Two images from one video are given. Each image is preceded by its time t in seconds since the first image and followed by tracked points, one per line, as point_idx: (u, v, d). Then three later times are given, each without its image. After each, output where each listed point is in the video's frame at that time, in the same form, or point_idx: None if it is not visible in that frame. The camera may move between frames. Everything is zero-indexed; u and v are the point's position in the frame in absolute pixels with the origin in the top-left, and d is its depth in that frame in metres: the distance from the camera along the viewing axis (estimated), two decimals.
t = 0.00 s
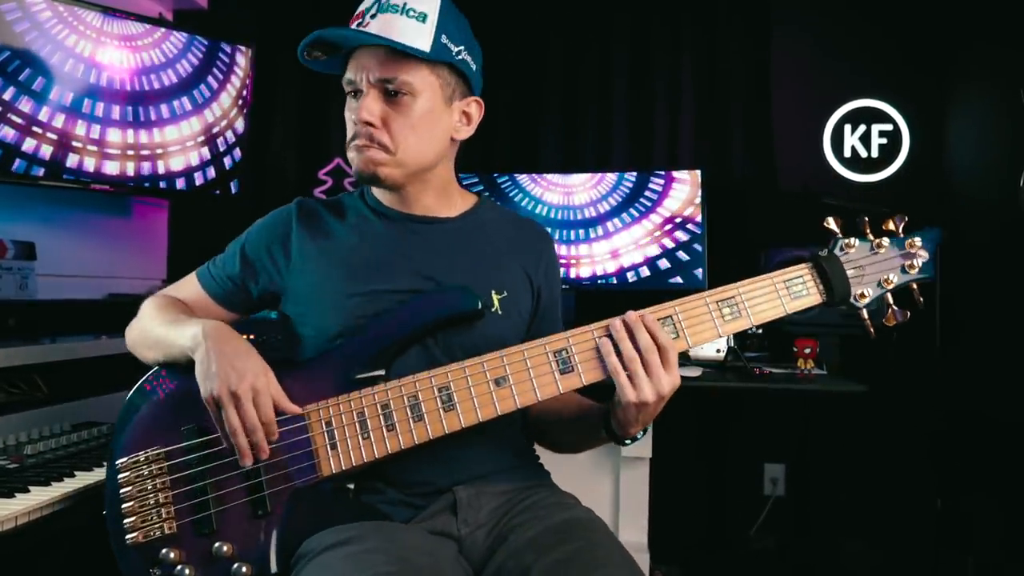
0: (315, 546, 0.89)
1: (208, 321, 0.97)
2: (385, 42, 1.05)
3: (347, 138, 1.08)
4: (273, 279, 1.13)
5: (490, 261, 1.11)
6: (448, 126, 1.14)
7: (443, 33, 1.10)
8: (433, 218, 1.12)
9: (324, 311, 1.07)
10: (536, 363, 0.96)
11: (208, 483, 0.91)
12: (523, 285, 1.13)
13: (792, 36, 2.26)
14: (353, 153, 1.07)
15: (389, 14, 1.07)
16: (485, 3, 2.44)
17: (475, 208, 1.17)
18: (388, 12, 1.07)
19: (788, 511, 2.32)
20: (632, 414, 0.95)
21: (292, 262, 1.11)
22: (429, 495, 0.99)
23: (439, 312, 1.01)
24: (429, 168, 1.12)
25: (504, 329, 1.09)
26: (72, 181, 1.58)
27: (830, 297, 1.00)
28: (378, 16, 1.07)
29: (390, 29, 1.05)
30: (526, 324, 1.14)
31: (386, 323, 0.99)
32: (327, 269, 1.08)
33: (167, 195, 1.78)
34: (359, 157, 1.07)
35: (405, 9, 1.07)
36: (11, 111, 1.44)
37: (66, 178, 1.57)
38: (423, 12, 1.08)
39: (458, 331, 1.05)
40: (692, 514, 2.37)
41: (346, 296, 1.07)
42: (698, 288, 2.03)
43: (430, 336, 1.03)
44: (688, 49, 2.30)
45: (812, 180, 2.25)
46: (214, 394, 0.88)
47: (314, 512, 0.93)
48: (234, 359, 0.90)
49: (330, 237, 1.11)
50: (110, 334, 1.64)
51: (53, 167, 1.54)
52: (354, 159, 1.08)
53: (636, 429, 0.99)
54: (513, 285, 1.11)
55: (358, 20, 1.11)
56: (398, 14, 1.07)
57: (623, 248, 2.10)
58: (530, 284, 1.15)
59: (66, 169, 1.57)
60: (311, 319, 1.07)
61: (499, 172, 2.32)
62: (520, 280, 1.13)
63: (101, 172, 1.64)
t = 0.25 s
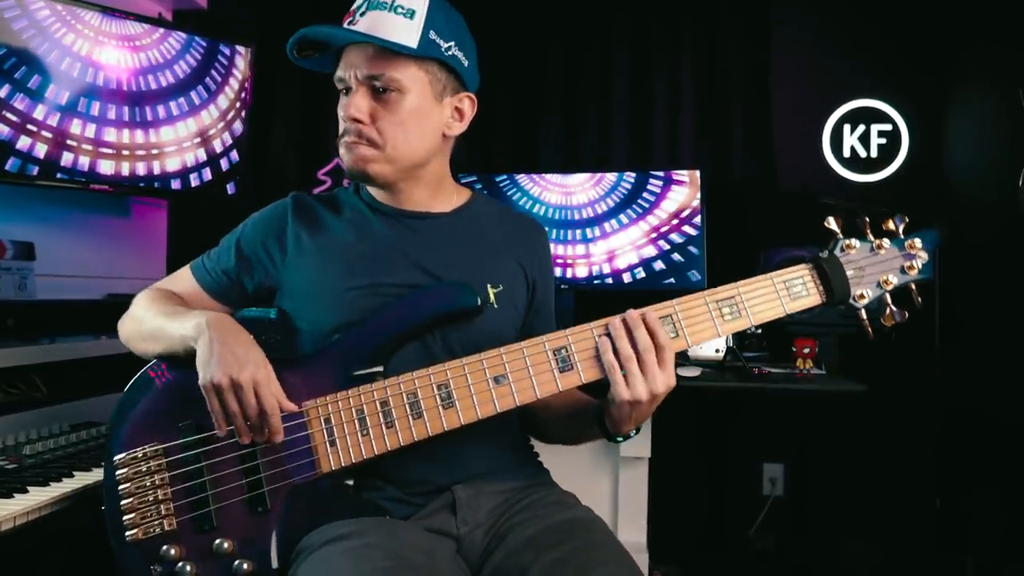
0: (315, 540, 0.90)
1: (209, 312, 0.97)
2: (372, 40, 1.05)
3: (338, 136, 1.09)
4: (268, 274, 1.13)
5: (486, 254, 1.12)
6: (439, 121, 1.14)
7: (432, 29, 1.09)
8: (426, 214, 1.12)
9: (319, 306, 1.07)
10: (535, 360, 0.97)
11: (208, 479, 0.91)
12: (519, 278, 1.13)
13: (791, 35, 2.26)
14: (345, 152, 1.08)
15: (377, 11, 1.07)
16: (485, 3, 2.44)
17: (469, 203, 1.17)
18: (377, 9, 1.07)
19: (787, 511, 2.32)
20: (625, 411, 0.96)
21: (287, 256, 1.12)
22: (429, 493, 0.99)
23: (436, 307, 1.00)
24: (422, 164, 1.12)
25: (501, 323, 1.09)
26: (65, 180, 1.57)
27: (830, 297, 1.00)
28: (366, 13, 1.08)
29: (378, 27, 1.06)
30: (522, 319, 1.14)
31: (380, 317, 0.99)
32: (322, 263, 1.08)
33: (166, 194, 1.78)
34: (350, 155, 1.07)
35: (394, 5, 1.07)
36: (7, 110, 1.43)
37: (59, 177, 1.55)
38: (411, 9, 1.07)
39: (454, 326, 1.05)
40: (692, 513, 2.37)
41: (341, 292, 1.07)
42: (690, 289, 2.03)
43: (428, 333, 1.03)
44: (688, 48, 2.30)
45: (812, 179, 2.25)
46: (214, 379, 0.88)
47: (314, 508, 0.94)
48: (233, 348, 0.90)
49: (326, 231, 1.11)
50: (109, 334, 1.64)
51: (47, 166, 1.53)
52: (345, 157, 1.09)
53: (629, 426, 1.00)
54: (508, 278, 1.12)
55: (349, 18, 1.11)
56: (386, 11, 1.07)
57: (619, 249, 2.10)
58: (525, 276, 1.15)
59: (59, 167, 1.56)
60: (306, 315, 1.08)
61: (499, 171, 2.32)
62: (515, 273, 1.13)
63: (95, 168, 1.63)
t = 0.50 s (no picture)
0: (312, 545, 0.90)
1: (201, 323, 0.98)
2: (372, 47, 1.04)
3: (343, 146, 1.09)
4: (264, 281, 1.13)
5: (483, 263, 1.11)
6: (439, 127, 1.13)
7: (432, 35, 1.08)
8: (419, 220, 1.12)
9: (316, 315, 1.07)
10: (529, 362, 0.97)
11: (203, 486, 0.91)
12: (516, 288, 1.13)
13: (791, 35, 2.26)
14: (352, 163, 1.08)
15: (376, 18, 1.06)
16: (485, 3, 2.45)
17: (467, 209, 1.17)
18: (376, 17, 1.06)
19: (788, 511, 2.32)
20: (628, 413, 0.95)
21: (284, 265, 1.12)
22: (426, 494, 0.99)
23: (431, 309, 1.00)
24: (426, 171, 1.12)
25: (498, 331, 1.09)
26: (61, 179, 1.56)
27: (821, 292, 1.01)
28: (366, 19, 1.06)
29: (378, 35, 1.04)
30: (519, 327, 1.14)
31: (373, 325, 0.99)
32: (319, 272, 1.08)
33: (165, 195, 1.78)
34: (358, 167, 1.07)
35: (393, 12, 1.06)
36: (3, 108, 1.43)
37: (54, 176, 1.54)
38: (411, 15, 1.06)
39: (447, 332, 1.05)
40: (693, 513, 2.38)
41: (339, 297, 1.07)
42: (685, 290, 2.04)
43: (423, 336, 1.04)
44: (688, 48, 2.30)
45: (812, 180, 2.25)
46: (196, 388, 0.89)
47: (308, 512, 0.94)
48: (216, 356, 0.91)
49: (323, 240, 1.11)
50: (110, 334, 1.65)
51: (41, 165, 1.51)
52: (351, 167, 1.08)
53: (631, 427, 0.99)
54: (506, 287, 1.12)
55: (346, 25, 1.09)
56: (386, 18, 1.05)
57: (618, 249, 2.10)
58: (523, 284, 1.15)
59: (54, 166, 1.54)
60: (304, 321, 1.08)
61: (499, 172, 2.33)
62: (513, 281, 1.13)
63: (91, 168, 1.62)
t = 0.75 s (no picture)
0: (308, 540, 0.91)
1: (198, 321, 1.00)
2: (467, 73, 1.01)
3: (417, 168, 1.01)
4: (263, 276, 1.13)
5: (482, 251, 1.10)
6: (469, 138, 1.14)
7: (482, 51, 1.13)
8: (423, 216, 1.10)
9: (317, 310, 1.07)
10: (526, 355, 0.95)
11: (207, 481, 0.95)
12: (517, 273, 1.11)
13: (789, 35, 2.26)
14: (419, 184, 1.02)
15: (457, 39, 1.04)
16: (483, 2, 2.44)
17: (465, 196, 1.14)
18: (455, 37, 1.04)
19: (786, 511, 2.32)
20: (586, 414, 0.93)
21: (283, 261, 1.11)
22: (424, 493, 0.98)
23: (432, 304, 1.00)
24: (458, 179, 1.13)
25: (501, 319, 1.08)
26: (53, 178, 1.54)
27: (831, 281, 0.94)
28: (449, 40, 1.03)
29: (463, 58, 1.04)
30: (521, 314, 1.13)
31: (372, 320, 0.99)
32: (318, 267, 1.08)
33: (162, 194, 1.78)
34: (426, 189, 1.02)
35: (462, 30, 1.06)
36: None
37: (47, 176, 1.53)
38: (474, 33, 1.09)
39: (450, 325, 1.04)
40: (691, 513, 2.38)
41: (340, 293, 1.07)
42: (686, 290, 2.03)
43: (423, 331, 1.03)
44: (686, 47, 2.30)
45: (810, 179, 2.25)
46: (202, 394, 0.92)
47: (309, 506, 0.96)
48: (217, 359, 0.93)
49: (320, 233, 1.10)
50: (107, 334, 1.65)
51: (33, 164, 1.50)
52: (425, 189, 1.02)
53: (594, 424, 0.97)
54: (506, 273, 1.10)
55: (417, 41, 1.01)
56: (462, 38, 1.05)
57: (614, 250, 2.10)
58: (523, 268, 1.14)
59: (46, 165, 1.53)
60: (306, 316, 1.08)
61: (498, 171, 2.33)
62: (513, 267, 1.11)
63: (84, 167, 1.61)
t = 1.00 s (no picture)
0: (303, 542, 0.91)
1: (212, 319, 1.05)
2: (488, 92, 1.03)
3: (435, 184, 1.01)
4: (269, 288, 1.14)
5: (483, 263, 1.09)
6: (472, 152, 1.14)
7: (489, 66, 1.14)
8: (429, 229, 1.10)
9: (319, 319, 1.08)
10: (520, 361, 0.94)
11: (209, 479, 0.99)
12: (518, 288, 1.10)
13: (790, 35, 2.26)
14: (438, 202, 1.01)
15: (478, 59, 1.05)
16: (484, 3, 2.44)
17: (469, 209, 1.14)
18: (475, 56, 1.05)
19: (787, 512, 2.32)
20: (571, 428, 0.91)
21: (288, 270, 1.12)
22: (422, 493, 0.98)
23: (430, 309, 0.99)
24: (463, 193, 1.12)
25: (500, 333, 1.07)
26: (50, 177, 1.54)
27: (834, 289, 0.91)
28: (471, 60, 1.03)
29: (483, 77, 1.05)
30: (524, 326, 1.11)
31: (372, 328, 1.00)
32: (321, 276, 1.09)
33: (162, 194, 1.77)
34: (445, 207, 1.02)
35: (479, 49, 1.07)
36: None
37: (43, 174, 1.52)
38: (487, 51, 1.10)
39: (450, 334, 1.03)
40: (692, 513, 2.37)
41: (342, 305, 1.07)
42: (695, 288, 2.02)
43: (424, 338, 1.02)
44: (686, 47, 2.30)
45: (810, 179, 2.25)
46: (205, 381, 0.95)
47: (306, 507, 0.96)
48: (223, 351, 0.97)
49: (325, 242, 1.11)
50: (108, 333, 1.65)
51: (30, 162, 1.50)
52: (441, 206, 1.02)
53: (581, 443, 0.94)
54: (507, 288, 1.08)
55: (442, 61, 1.00)
56: (481, 58, 1.06)
57: (614, 250, 2.10)
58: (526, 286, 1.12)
59: (43, 163, 1.52)
60: (310, 327, 1.09)
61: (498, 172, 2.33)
62: (514, 281, 1.09)
63: (81, 166, 1.60)
